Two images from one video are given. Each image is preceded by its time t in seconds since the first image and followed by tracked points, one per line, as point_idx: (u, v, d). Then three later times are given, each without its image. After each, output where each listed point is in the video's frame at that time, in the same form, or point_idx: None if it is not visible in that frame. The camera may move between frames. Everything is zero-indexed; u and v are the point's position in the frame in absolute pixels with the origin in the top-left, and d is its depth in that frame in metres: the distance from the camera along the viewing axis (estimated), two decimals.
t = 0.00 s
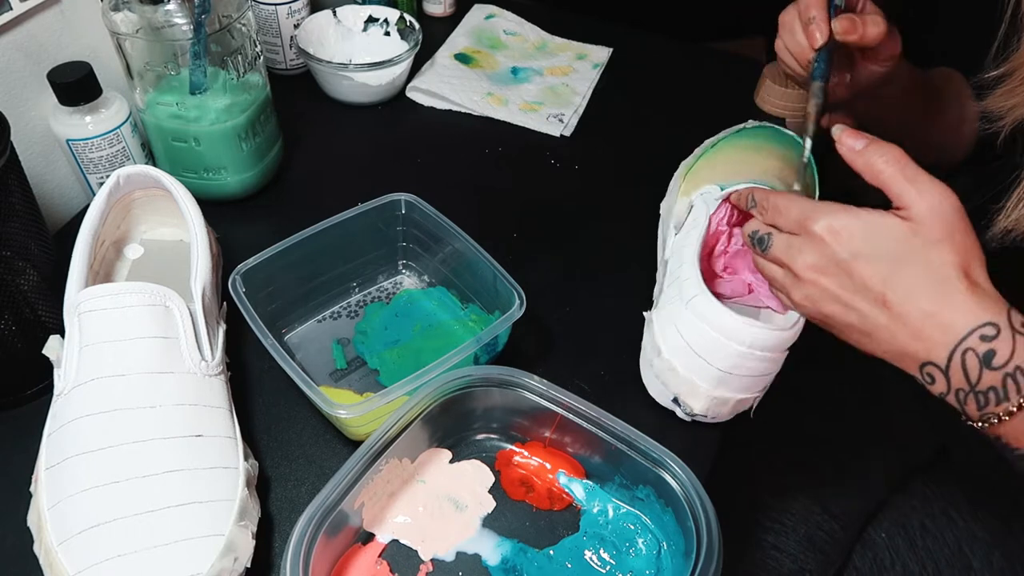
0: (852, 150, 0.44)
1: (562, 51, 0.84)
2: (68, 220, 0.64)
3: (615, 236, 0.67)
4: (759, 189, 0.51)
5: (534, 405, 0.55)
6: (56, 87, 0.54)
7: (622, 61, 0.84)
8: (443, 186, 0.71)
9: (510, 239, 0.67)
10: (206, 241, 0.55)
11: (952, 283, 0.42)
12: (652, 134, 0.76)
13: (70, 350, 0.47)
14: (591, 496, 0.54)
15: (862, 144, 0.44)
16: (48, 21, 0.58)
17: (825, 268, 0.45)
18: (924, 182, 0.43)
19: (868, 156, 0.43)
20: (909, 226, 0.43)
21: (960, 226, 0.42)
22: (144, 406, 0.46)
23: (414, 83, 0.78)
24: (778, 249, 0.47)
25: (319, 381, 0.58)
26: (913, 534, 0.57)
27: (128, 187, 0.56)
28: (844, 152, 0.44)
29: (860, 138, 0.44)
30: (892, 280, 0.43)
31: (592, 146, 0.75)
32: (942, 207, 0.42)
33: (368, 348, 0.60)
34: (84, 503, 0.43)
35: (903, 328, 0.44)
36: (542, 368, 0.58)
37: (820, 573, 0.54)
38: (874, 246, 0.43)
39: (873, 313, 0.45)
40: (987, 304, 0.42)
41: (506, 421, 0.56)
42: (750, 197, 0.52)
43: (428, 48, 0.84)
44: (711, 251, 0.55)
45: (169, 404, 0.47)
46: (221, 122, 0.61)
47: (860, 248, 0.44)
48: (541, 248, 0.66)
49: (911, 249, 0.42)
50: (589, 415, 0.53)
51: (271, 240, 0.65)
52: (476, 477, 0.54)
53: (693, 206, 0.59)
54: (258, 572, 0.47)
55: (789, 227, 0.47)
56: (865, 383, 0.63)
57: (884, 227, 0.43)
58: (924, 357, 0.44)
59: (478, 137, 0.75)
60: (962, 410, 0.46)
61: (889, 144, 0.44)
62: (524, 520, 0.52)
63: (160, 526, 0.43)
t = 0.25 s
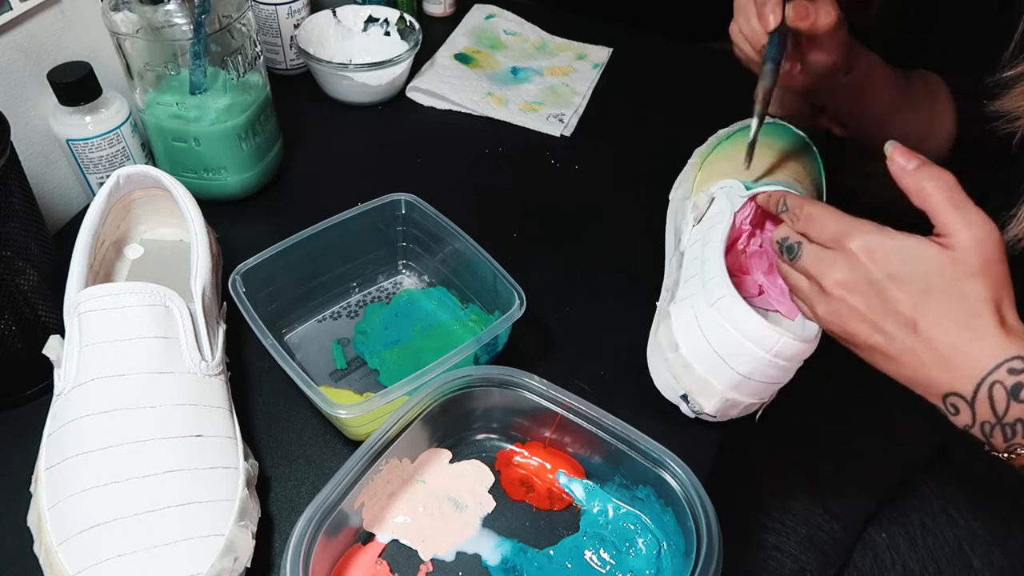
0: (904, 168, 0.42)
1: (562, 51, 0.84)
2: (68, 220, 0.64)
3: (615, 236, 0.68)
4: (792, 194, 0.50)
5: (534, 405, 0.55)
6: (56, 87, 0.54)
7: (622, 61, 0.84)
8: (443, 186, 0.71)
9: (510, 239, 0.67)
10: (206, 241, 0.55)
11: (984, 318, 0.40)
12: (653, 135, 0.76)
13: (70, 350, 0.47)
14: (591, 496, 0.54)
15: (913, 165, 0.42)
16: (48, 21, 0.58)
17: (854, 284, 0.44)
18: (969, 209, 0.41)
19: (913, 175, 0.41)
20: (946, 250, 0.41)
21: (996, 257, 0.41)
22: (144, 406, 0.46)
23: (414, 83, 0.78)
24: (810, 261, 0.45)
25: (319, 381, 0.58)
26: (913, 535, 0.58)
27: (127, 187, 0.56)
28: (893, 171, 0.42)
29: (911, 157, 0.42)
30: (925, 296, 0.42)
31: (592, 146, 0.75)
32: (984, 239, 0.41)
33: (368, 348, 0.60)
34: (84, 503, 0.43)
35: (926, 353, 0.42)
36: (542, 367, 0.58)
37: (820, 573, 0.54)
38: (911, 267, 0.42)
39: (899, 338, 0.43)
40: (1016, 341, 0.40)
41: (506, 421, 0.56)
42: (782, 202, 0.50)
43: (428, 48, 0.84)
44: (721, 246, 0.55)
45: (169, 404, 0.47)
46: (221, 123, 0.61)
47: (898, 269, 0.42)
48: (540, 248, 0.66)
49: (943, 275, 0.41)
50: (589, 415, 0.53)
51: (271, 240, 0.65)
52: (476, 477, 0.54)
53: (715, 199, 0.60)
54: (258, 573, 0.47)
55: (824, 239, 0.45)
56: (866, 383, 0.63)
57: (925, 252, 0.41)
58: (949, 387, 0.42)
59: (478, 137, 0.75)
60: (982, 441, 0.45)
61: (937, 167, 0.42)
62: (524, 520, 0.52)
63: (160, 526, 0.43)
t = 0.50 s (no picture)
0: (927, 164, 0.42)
1: (562, 51, 0.84)
2: (68, 220, 0.64)
3: (615, 236, 0.68)
4: (798, 196, 0.50)
5: (534, 405, 0.55)
6: (56, 87, 0.54)
7: (621, 61, 0.84)
8: (443, 186, 0.71)
9: (510, 240, 0.67)
10: (206, 241, 0.55)
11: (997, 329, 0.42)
12: (653, 134, 0.76)
13: (70, 350, 0.47)
14: (591, 496, 0.54)
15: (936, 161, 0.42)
16: (47, 21, 0.58)
17: (865, 284, 0.45)
18: (986, 209, 0.42)
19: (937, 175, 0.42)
20: (963, 253, 0.42)
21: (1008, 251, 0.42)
22: (144, 406, 0.46)
23: (414, 83, 0.79)
24: (817, 261, 0.46)
25: (319, 381, 0.58)
26: (913, 535, 0.58)
27: (128, 187, 0.56)
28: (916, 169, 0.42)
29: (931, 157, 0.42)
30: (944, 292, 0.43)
31: (592, 146, 0.75)
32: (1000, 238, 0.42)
33: (368, 348, 0.60)
34: (84, 503, 0.43)
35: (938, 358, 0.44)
36: (542, 367, 0.58)
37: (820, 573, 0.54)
38: (923, 267, 0.43)
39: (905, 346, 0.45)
40: None
41: (506, 421, 0.56)
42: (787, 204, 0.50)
43: (428, 48, 0.84)
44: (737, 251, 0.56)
45: (169, 404, 0.47)
46: (221, 122, 0.61)
47: (911, 269, 0.43)
48: (540, 249, 0.66)
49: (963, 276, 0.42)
50: (589, 415, 0.53)
51: (271, 240, 0.65)
52: (476, 477, 0.54)
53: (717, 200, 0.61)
54: (258, 572, 0.47)
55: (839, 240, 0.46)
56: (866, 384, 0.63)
57: (944, 254, 0.43)
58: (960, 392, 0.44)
59: (479, 137, 0.75)
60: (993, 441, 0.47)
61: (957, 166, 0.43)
62: (524, 520, 0.52)
63: (160, 526, 0.43)
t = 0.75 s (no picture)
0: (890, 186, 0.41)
1: (569, 53, 0.84)
2: (68, 220, 0.64)
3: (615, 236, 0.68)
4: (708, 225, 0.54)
5: (533, 405, 0.55)
6: (56, 87, 0.54)
7: (621, 61, 0.84)
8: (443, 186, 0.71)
9: (510, 239, 0.67)
10: (207, 241, 0.55)
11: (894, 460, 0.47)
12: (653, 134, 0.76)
13: (70, 350, 0.47)
14: (591, 496, 0.53)
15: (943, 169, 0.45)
16: (47, 21, 0.58)
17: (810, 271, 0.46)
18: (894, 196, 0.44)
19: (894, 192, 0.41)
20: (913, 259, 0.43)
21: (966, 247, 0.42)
22: (145, 406, 0.46)
23: (421, 85, 0.79)
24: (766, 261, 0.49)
25: (319, 381, 0.58)
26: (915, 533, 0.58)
27: (128, 187, 0.56)
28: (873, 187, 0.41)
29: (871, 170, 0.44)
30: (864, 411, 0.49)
31: (592, 146, 0.75)
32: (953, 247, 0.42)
33: (368, 348, 0.60)
34: (85, 503, 0.43)
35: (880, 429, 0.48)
36: (542, 367, 0.58)
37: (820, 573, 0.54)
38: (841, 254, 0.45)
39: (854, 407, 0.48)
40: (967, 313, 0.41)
41: (506, 421, 0.56)
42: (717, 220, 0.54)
43: (429, 48, 0.84)
44: (716, 286, 0.54)
45: (169, 404, 0.47)
46: (221, 123, 0.61)
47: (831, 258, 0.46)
48: (540, 248, 0.66)
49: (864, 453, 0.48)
50: (589, 415, 0.53)
51: (271, 240, 0.65)
52: (476, 477, 0.54)
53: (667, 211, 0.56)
54: (258, 573, 0.47)
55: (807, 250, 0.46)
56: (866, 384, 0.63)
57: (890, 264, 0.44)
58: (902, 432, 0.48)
59: (479, 137, 0.75)
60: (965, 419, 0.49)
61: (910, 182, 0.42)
62: (524, 520, 0.52)
63: (160, 526, 0.43)
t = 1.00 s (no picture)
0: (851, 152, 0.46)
1: (570, 52, 0.84)
2: (67, 220, 0.64)
3: (615, 236, 0.68)
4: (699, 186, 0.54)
5: (533, 404, 0.55)
6: (56, 88, 0.54)
7: (621, 61, 0.84)
8: (443, 186, 0.71)
9: (509, 240, 0.67)
10: (206, 241, 0.55)
11: (933, 264, 0.46)
12: (653, 134, 0.76)
13: (70, 350, 0.47)
14: (591, 496, 0.53)
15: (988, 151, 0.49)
16: (47, 21, 0.58)
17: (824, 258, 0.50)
18: (899, 185, 0.46)
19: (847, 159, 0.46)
20: (869, 229, 0.48)
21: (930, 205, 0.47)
22: (145, 406, 0.46)
23: (421, 85, 0.78)
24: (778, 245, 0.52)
25: (319, 381, 0.58)
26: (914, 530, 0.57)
27: (127, 187, 0.56)
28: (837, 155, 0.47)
29: (834, 143, 0.47)
30: (886, 264, 0.48)
31: (592, 146, 0.75)
32: (908, 209, 0.46)
33: (368, 348, 0.60)
34: (85, 503, 0.43)
35: (903, 311, 0.48)
36: (542, 368, 0.58)
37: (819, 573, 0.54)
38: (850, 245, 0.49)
39: (870, 319, 0.50)
40: (974, 289, 0.46)
41: (506, 421, 0.56)
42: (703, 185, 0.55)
43: (428, 49, 0.84)
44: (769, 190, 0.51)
45: (169, 404, 0.47)
46: (221, 122, 0.61)
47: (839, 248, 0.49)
48: (540, 248, 0.66)
49: (889, 247, 0.47)
50: (589, 415, 0.53)
51: (271, 240, 0.65)
52: (476, 477, 0.54)
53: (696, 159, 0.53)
54: (258, 573, 0.47)
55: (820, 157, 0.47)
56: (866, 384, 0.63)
57: (854, 233, 0.48)
58: (926, 347, 0.48)
59: (479, 137, 0.75)
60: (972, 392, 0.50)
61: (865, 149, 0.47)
62: (524, 520, 0.52)
63: (161, 525, 0.43)
